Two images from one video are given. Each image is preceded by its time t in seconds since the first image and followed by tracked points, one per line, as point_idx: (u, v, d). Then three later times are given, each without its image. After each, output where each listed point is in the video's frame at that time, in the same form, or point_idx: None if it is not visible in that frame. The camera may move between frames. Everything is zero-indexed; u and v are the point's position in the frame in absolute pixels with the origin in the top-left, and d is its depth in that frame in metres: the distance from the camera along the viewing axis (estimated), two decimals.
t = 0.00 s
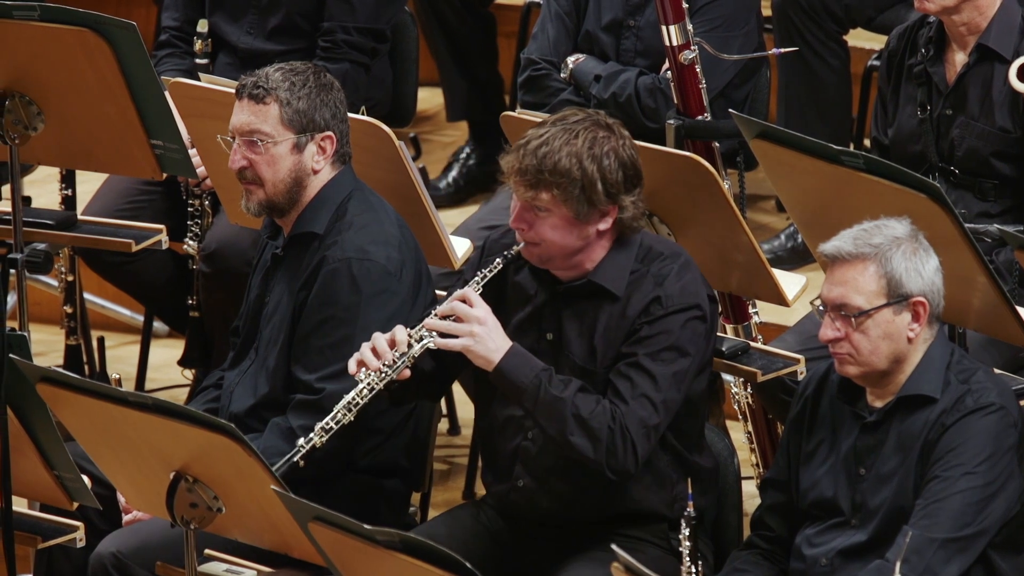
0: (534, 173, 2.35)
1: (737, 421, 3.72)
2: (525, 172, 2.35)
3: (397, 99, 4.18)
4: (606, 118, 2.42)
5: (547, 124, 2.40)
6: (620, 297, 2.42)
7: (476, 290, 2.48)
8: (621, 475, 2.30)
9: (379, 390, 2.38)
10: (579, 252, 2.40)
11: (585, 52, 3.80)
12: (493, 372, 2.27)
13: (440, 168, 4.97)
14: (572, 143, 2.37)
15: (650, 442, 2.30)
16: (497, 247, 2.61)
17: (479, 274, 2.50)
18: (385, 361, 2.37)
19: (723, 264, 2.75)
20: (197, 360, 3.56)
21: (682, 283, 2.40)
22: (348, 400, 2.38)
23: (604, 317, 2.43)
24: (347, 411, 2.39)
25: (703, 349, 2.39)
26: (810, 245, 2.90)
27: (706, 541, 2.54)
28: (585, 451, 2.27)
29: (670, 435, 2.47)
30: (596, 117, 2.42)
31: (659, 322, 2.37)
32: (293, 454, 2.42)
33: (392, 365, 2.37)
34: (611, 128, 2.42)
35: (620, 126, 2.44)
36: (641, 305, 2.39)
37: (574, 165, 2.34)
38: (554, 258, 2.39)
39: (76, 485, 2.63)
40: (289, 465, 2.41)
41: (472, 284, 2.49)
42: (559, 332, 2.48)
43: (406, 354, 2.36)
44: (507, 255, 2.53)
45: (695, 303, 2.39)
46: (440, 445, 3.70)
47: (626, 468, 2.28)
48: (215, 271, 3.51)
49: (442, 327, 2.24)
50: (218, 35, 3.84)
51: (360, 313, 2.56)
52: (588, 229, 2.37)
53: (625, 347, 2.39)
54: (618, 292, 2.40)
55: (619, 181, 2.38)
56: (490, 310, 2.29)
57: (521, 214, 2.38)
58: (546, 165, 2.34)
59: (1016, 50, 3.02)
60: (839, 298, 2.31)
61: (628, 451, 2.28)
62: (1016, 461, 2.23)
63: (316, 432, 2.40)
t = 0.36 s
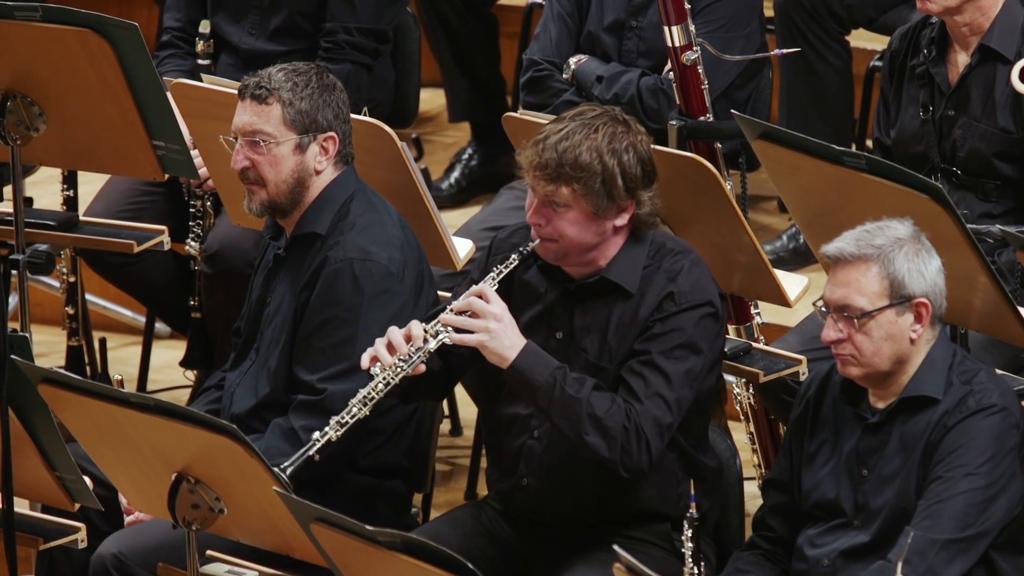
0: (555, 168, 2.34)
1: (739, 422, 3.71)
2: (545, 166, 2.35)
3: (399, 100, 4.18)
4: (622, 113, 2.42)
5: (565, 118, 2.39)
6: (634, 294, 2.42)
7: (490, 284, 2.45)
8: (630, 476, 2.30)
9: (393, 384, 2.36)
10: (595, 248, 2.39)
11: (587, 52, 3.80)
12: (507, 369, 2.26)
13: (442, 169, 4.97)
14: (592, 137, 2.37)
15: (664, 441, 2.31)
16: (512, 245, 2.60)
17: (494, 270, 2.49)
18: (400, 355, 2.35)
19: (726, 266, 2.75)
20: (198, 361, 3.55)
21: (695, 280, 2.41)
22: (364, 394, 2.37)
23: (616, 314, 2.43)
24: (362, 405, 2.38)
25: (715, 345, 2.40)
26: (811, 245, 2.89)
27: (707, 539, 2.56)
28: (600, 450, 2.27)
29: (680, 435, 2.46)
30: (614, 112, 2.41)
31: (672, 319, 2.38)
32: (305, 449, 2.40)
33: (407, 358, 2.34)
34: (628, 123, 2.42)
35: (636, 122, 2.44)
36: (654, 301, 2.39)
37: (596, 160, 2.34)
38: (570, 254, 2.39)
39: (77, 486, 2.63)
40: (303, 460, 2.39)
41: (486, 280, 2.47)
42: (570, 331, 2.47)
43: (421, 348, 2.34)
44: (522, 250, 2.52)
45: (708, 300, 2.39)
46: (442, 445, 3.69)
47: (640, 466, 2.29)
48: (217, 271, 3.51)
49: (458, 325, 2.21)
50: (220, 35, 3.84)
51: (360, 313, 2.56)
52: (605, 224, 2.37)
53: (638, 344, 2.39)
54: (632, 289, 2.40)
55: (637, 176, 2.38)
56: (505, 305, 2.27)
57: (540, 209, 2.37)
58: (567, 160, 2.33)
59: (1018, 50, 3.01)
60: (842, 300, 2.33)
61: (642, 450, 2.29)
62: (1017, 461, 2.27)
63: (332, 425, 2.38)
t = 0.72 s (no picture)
0: (576, 177, 2.33)
1: (739, 424, 3.69)
2: (566, 175, 2.34)
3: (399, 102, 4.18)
4: (638, 120, 2.42)
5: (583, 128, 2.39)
6: (657, 303, 2.42)
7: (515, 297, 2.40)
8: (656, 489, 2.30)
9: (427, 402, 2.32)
10: (616, 255, 2.38)
11: (587, 54, 3.80)
12: (540, 382, 2.23)
13: (443, 171, 4.97)
14: (611, 144, 2.36)
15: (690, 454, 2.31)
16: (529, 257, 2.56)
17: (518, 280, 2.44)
18: (432, 374, 2.33)
19: (726, 266, 2.76)
20: (199, 362, 3.56)
21: (720, 290, 2.42)
22: (399, 413, 2.31)
23: (639, 324, 2.43)
24: (397, 424, 2.32)
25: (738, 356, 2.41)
26: (811, 247, 2.89)
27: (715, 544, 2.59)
28: (631, 463, 2.27)
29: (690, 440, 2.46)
30: (630, 120, 2.41)
31: (698, 330, 2.39)
32: (345, 471, 2.31)
33: (440, 375, 2.32)
34: (645, 129, 2.42)
35: (653, 127, 2.44)
36: (680, 312, 2.40)
37: (616, 167, 2.34)
38: (592, 263, 2.38)
39: (78, 488, 2.64)
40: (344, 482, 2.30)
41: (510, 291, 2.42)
42: (590, 338, 2.47)
43: (453, 364, 2.33)
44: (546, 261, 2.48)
45: (733, 311, 2.41)
46: (442, 447, 3.68)
47: (667, 480, 2.29)
48: (218, 274, 3.51)
49: (489, 339, 2.18)
50: (220, 36, 3.84)
51: (361, 314, 2.56)
52: (627, 231, 2.36)
53: (663, 355, 2.39)
54: (656, 297, 2.40)
55: (658, 182, 2.38)
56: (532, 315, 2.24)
57: (561, 219, 2.36)
58: (589, 168, 2.33)
59: (1017, 52, 2.99)
60: (842, 301, 2.37)
61: (670, 463, 2.28)
62: (1016, 462, 2.31)
63: (370, 445, 2.31)
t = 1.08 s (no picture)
0: (587, 165, 2.34)
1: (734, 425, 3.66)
2: (577, 163, 2.34)
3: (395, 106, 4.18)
4: (647, 111, 2.43)
5: (592, 118, 2.39)
6: (664, 296, 2.41)
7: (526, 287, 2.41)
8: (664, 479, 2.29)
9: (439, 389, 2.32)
10: (625, 246, 2.38)
11: (583, 56, 3.80)
12: (551, 369, 2.23)
13: (439, 173, 4.97)
14: (621, 134, 2.37)
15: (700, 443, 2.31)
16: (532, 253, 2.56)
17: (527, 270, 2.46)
18: (442, 360, 2.32)
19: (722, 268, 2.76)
20: (195, 364, 3.56)
21: (728, 282, 2.42)
22: (410, 398, 2.33)
23: (647, 316, 2.42)
24: (408, 409, 2.33)
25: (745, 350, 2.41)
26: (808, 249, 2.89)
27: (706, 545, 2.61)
28: (641, 450, 2.25)
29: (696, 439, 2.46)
30: (639, 111, 2.42)
31: (706, 322, 2.38)
32: (358, 452, 2.30)
33: (451, 363, 2.32)
34: (653, 121, 2.43)
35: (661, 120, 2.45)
36: (689, 304, 2.39)
37: (626, 155, 2.34)
38: (601, 254, 2.38)
39: (75, 490, 2.63)
40: (358, 463, 2.30)
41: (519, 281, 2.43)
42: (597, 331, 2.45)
43: (463, 351, 2.32)
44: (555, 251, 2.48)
45: (741, 305, 2.40)
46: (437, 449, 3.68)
47: (676, 469, 2.28)
48: (213, 276, 3.51)
49: (497, 326, 2.20)
50: (216, 39, 3.85)
51: (358, 317, 2.57)
52: (636, 221, 2.37)
53: (671, 347, 2.38)
54: (664, 289, 2.39)
55: (667, 172, 2.39)
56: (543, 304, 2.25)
57: (571, 208, 2.36)
58: (598, 156, 2.33)
59: (1014, 55, 2.97)
60: (838, 303, 2.39)
61: (680, 450, 2.28)
62: (1012, 465, 2.33)
63: (380, 428, 2.31)
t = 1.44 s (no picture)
0: (535, 139, 2.44)
1: (723, 429, 3.62)
2: (525, 137, 2.45)
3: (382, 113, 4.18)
4: (601, 92, 2.53)
5: (545, 97, 2.50)
6: (617, 271, 2.48)
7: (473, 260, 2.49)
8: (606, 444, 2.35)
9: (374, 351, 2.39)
10: (577, 222, 2.46)
11: (572, 60, 3.79)
12: (487, 336, 2.31)
13: (429, 177, 4.96)
14: (570, 110, 2.47)
15: (642, 411, 2.36)
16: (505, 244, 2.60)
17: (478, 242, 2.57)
18: (381, 322, 2.40)
19: (710, 272, 2.75)
20: (184, 368, 3.57)
21: (679, 256, 2.48)
22: (346, 357, 2.38)
23: (601, 289, 2.48)
24: (342, 367, 2.39)
25: (698, 325, 2.45)
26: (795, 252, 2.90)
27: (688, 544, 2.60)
28: (577, 413, 2.32)
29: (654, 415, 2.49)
30: (593, 91, 2.52)
31: (655, 293, 2.44)
32: (288, 408, 2.38)
33: (389, 326, 2.39)
34: (607, 101, 2.52)
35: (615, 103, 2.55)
36: (639, 276, 2.46)
37: (573, 130, 2.44)
38: (554, 231, 2.45)
39: (65, 493, 2.65)
40: (287, 419, 2.36)
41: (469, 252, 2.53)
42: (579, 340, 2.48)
43: (403, 315, 2.39)
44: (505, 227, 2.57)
45: (690, 278, 2.46)
46: (426, 453, 3.67)
47: (616, 434, 2.34)
48: (203, 279, 3.50)
49: (435, 291, 2.28)
50: (206, 43, 3.86)
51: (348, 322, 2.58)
52: (586, 196, 2.45)
53: (621, 319, 2.45)
54: (616, 264, 2.46)
55: (617, 149, 2.47)
56: (485, 274, 2.33)
57: (522, 183, 2.46)
58: (546, 130, 2.44)
59: (1001, 58, 2.96)
60: (826, 306, 2.42)
61: (620, 415, 2.34)
62: (1001, 467, 2.35)
63: (313, 386, 2.38)
